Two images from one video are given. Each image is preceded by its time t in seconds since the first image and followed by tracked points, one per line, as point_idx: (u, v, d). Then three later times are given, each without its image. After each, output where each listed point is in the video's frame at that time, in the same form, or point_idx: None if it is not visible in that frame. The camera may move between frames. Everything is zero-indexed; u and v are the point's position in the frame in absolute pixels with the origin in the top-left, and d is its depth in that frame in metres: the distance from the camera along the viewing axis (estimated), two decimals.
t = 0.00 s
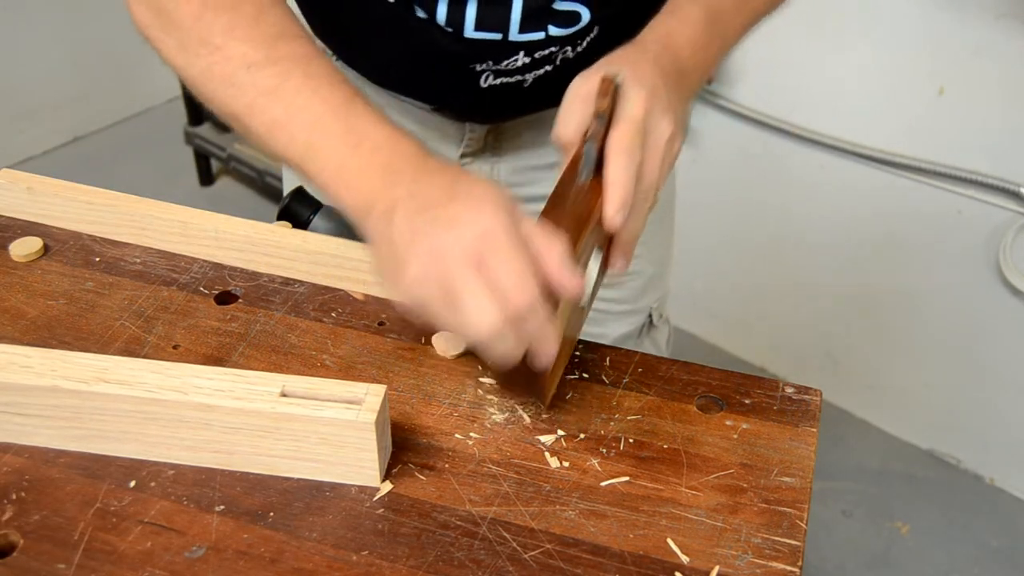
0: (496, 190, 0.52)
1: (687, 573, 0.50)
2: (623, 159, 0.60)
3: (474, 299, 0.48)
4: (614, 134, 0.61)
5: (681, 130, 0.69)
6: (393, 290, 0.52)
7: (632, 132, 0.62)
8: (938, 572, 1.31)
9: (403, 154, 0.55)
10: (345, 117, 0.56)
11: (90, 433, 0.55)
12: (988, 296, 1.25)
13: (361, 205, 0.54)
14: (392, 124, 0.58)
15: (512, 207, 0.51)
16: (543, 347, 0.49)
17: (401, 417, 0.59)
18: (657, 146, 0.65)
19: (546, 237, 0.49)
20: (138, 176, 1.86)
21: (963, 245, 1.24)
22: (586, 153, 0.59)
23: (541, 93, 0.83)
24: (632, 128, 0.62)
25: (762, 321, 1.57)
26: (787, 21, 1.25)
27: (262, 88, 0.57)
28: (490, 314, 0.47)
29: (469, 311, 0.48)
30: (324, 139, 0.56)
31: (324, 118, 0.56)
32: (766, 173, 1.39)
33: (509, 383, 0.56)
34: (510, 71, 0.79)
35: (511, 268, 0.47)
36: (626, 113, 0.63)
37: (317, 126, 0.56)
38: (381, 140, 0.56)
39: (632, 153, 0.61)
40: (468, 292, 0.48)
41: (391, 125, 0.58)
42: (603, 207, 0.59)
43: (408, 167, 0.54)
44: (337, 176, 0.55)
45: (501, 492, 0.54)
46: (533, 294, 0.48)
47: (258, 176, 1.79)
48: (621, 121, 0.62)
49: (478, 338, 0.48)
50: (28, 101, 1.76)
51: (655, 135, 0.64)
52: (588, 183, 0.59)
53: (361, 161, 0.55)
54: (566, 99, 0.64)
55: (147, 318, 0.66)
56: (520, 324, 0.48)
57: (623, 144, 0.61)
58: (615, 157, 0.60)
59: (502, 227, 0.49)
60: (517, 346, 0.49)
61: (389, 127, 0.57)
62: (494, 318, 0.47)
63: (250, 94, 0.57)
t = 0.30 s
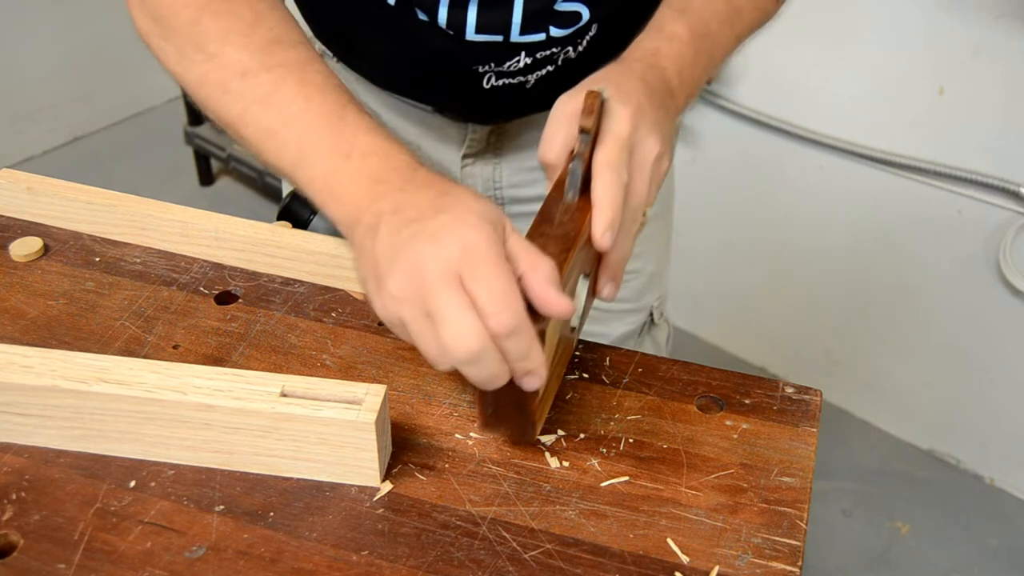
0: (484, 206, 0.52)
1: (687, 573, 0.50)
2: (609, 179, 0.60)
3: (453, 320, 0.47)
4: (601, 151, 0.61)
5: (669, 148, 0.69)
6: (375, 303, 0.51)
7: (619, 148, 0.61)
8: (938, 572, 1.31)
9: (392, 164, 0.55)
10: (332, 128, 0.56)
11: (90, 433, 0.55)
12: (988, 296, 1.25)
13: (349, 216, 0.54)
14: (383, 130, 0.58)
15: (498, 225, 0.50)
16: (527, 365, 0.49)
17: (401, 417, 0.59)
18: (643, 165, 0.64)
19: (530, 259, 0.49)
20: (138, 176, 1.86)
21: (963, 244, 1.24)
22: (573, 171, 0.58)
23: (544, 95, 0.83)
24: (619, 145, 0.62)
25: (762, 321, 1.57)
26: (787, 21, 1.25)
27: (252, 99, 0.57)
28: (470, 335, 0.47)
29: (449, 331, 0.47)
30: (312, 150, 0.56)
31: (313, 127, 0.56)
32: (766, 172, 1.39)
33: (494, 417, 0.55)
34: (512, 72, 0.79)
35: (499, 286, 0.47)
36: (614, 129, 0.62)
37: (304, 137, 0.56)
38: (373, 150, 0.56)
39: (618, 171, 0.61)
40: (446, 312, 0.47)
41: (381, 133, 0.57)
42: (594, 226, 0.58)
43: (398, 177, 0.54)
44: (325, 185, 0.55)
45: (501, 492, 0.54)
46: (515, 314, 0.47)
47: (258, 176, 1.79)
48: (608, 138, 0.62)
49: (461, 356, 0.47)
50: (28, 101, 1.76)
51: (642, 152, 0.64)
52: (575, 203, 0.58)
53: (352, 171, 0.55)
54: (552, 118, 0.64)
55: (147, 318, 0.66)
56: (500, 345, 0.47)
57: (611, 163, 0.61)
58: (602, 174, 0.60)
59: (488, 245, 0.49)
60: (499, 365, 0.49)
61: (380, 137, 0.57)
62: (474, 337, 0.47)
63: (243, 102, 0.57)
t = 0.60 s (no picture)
0: (480, 211, 0.51)
1: (687, 574, 0.50)
2: (610, 181, 0.60)
3: (443, 325, 0.47)
4: (604, 152, 0.61)
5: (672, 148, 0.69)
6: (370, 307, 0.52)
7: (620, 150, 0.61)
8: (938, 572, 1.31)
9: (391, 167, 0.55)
10: (331, 130, 0.56)
11: (89, 433, 0.55)
12: (988, 295, 1.25)
13: (349, 219, 0.54)
14: (381, 133, 0.58)
15: (494, 230, 0.50)
16: (518, 372, 0.48)
17: (401, 417, 0.59)
18: (645, 165, 0.64)
19: (522, 263, 0.48)
20: (138, 176, 1.86)
21: (962, 244, 1.24)
22: (574, 172, 0.58)
23: (543, 96, 0.83)
24: (620, 147, 0.62)
25: (762, 321, 1.57)
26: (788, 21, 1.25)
27: (252, 99, 0.57)
28: (460, 341, 0.47)
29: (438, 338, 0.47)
30: (309, 153, 0.56)
31: (311, 128, 0.56)
32: (766, 172, 1.39)
33: (486, 421, 0.55)
34: (512, 73, 0.79)
35: (487, 293, 0.47)
36: (615, 131, 0.62)
37: (301, 140, 0.56)
38: (372, 151, 0.56)
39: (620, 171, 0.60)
40: (437, 318, 0.47)
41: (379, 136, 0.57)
42: (593, 229, 0.58)
43: (396, 179, 0.54)
44: (324, 188, 0.55)
45: (501, 492, 0.54)
46: (505, 320, 0.47)
47: (258, 176, 1.79)
48: (610, 140, 0.62)
49: (450, 364, 0.47)
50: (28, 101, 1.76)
51: (646, 154, 0.64)
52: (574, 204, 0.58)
53: (351, 173, 0.55)
54: (552, 120, 0.64)
55: (147, 318, 0.66)
56: (491, 351, 0.47)
57: (611, 165, 0.60)
58: (602, 177, 0.60)
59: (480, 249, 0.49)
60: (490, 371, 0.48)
61: (379, 139, 0.57)
62: (464, 344, 0.47)
63: (240, 104, 0.57)
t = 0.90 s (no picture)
0: (509, 187, 0.52)
1: (687, 574, 0.50)
2: (635, 140, 0.60)
3: (494, 297, 0.48)
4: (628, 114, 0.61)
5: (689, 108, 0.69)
6: (415, 287, 0.53)
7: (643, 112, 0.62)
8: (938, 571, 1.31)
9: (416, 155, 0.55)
10: (353, 122, 0.56)
11: (89, 434, 0.55)
12: (988, 295, 1.25)
13: (379, 211, 0.54)
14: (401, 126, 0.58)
15: (525, 201, 0.51)
16: (564, 329, 0.50)
17: (401, 417, 0.59)
18: (666, 124, 0.65)
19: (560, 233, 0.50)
20: (139, 176, 1.87)
21: (963, 244, 1.23)
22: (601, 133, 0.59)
23: (542, 97, 0.83)
24: (644, 107, 0.62)
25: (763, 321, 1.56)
26: (788, 22, 1.25)
27: (271, 96, 0.57)
28: (511, 312, 0.48)
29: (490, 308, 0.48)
30: (334, 146, 0.55)
31: (335, 121, 0.56)
32: (767, 172, 1.39)
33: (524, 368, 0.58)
34: (510, 75, 0.79)
35: (532, 263, 0.48)
36: (638, 93, 0.63)
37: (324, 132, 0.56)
38: (396, 141, 0.55)
39: (643, 133, 0.61)
40: (487, 291, 0.48)
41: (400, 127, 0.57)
42: (618, 190, 0.58)
43: (422, 166, 0.54)
44: (353, 181, 0.55)
45: (501, 492, 0.54)
46: (551, 286, 0.48)
47: (258, 176, 1.79)
48: (633, 103, 0.62)
49: (504, 333, 0.49)
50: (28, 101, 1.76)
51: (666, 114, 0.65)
52: (602, 165, 0.58)
53: (376, 162, 0.54)
54: (577, 75, 0.64)
55: (147, 318, 0.66)
56: (539, 316, 0.48)
57: (635, 126, 0.61)
58: (626, 136, 0.60)
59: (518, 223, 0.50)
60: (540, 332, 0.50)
61: (401, 130, 0.57)
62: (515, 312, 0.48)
63: (260, 103, 0.57)
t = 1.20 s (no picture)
0: (488, 193, 0.51)
1: (687, 573, 0.50)
2: (621, 164, 0.60)
3: (460, 303, 0.47)
4: (615, 137, 0.61)
5: (681, 134, 0.69)
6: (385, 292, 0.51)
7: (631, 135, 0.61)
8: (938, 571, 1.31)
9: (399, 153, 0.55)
10: (341, 116, 0.56)
11: (89, 433, 0.55)
12: (987, 295, 1.25)
13: (359, 207, 0.54)
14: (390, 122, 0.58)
15: (503, 210, 0.50)
16: (534, 345, 0.48)
17: (401, 417, 0.59)
18: (655, 150, 0.64)
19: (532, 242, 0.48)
20: (139, 176, 1.86)
21: (962, 244, 1.24)
22: (585, 156, 0.58)
23: (558, 87, 0.83)
24: (631, 132, 0.62)
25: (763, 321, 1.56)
26: (788, 22, 1.25)
27: (259, 84, 0.57)
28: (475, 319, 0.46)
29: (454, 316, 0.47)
30: (320, 140, 0.56)
31: (322, 115, 0.56)
32: (766, 172, 1.39)
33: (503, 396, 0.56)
34: (529, 66, 0.79)
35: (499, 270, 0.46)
36: (626, 117, 0.62)
37: (311, 124, 0.56)
38: (381, 137, 0.56)
39: (629, 157, 0.60)
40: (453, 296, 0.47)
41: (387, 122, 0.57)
42: (603, 211, 0.58)
43: (404, 163, 0.54)
44: (335, 176, 0.55)
45: (501, 492, 0.54)
46: (518, 296, 0.46)
47: (258, 176, 1.79)
48: (620, 125, 0.62)
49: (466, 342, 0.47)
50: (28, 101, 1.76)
51: (656, 138, 0.64)
52: (586, 188, 0.57)
53: (359, 157, 0.55)
54: (566, 102, 0.65)
55: (147, 318, 0.66)
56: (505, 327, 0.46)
57: (622, 150, 0.60)
58: (613, 160, 0.59)
59: (490, 230, 0.48)
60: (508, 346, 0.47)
61: (387, 126, 0.57)
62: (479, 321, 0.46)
63: (249, 89, 0.57)
